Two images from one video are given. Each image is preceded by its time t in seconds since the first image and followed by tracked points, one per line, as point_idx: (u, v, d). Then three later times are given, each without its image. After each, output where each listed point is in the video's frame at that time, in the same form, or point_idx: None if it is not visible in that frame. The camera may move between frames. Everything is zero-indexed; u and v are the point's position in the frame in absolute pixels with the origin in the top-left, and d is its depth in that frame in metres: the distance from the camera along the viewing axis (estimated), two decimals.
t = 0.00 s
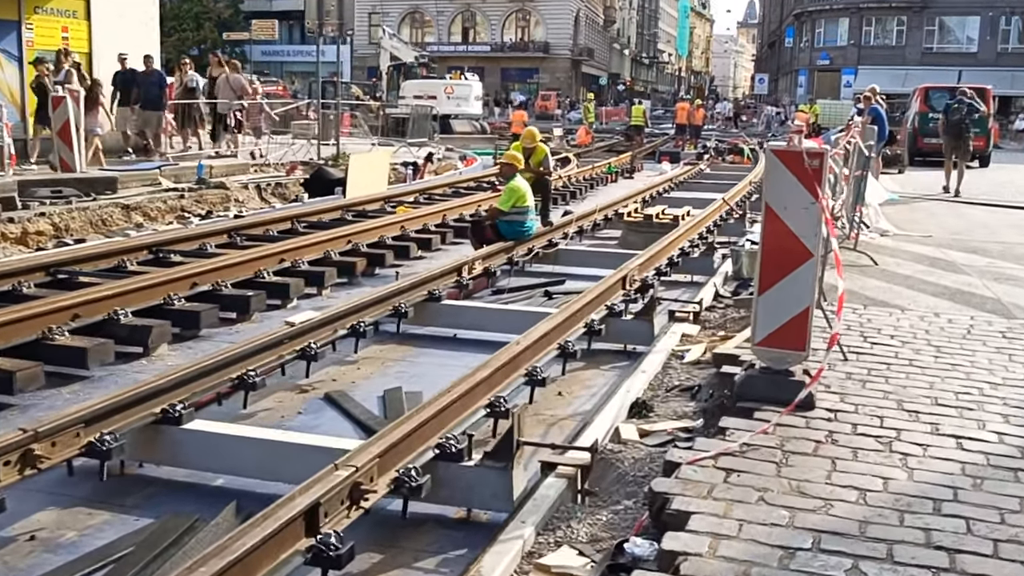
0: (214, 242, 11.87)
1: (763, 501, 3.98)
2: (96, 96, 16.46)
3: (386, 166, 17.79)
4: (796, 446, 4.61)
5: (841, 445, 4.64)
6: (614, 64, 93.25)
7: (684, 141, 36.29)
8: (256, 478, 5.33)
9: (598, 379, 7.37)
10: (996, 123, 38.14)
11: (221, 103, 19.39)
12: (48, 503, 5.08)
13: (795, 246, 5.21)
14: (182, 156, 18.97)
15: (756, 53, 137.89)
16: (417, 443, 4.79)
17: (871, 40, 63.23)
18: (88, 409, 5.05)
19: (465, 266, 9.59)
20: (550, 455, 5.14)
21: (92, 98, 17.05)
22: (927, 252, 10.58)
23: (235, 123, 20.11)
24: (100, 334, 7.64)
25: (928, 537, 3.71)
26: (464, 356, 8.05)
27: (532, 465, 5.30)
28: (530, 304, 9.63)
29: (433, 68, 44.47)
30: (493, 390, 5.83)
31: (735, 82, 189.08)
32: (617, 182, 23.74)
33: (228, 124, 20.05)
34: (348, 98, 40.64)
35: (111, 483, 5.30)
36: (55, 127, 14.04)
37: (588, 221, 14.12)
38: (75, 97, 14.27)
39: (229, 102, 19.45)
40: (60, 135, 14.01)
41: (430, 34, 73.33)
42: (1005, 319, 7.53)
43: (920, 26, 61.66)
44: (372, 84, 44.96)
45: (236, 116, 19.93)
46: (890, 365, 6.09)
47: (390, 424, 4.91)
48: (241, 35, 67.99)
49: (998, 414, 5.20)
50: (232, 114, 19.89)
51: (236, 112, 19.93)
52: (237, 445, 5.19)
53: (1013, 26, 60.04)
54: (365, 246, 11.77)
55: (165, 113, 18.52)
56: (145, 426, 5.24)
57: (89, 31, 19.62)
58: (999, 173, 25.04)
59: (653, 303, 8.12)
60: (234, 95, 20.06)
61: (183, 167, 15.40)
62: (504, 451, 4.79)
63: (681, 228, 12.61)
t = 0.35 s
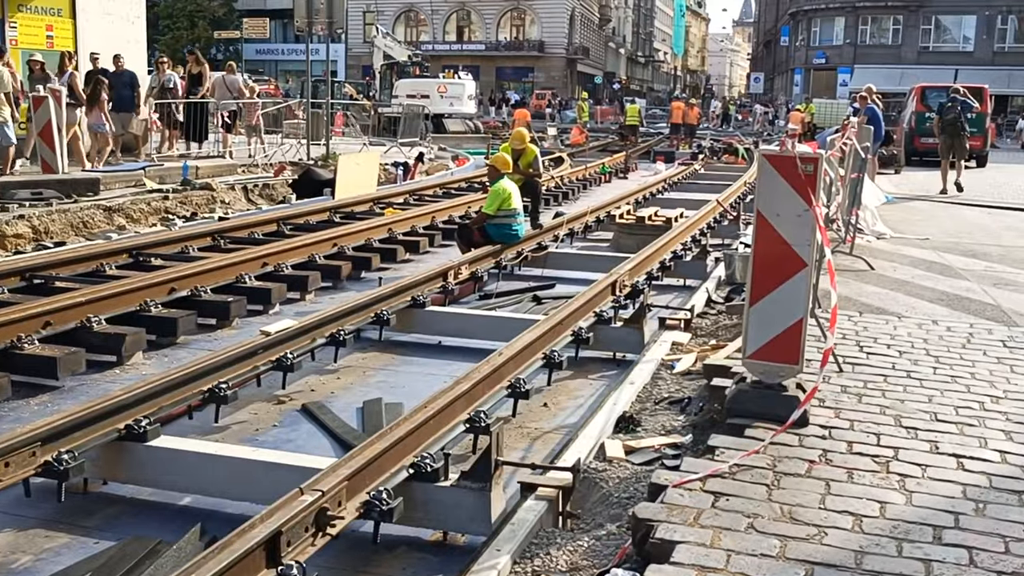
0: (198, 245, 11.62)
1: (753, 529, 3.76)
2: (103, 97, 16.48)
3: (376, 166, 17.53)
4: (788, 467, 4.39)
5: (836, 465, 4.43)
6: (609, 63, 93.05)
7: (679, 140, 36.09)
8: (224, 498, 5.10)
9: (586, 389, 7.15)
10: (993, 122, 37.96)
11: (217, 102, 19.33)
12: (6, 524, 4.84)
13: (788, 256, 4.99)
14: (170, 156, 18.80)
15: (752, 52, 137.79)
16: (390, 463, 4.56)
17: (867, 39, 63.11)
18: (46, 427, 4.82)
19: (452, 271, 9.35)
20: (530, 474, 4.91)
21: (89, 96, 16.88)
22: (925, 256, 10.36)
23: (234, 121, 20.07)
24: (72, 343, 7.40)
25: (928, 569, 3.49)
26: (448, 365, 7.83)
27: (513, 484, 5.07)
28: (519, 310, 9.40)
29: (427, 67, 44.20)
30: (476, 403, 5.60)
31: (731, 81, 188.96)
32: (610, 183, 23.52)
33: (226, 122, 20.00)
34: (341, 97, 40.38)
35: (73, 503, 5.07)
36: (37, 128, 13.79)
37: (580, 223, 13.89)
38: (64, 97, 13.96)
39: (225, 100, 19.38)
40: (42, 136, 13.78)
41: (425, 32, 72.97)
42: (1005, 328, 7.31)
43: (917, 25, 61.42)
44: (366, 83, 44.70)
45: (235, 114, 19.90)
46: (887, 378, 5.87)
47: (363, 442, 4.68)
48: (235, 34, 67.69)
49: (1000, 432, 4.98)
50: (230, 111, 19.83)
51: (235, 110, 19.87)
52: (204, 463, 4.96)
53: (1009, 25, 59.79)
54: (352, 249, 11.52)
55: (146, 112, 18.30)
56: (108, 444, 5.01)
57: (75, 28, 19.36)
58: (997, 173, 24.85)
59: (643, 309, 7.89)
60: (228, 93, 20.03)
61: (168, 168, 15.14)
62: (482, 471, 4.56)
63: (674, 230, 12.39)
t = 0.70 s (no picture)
0: (182, 247, 11.38)
1: (741, 556, 3.51)
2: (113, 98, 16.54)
3: (369, 166, 17.29)
4: (780, 486, 4.13)
5: (830, 483, 4.18)
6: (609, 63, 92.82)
7: (677, 140, 35.85)
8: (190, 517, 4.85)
9: (574, 398, 6.90)
10: (992, 122, 37.73)
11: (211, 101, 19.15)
12: None
13: (781, 261, 4.74)
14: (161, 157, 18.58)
15: (751, 51, 137.61)
16: (359, 483, 4.30)
17: (866, 38, 62.89)
18: None
19: (439, 274, 9.10)
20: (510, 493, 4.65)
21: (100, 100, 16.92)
22: (925, 258, 10.11)
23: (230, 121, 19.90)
24: (42, 350, 7.16)
25: None
26: (433, 372, 7.58)
27: (492, 502, 4.82)
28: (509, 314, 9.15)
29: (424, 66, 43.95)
30: (457, 415, 5.36)
31: (731, 80, 188.75)
32: (607, 183, 23.28)
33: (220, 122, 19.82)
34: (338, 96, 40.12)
35: (30, 524, 4.83)
36: (19, 127, 13.60)
37: (574, 224, 13.63)
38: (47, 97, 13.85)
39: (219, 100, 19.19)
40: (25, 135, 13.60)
41: (424, 31, 72.58)
42: (1008, 333, 7.06)
43: (915, 23, 61.15)
44: (363, 82, 44.45)
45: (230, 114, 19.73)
46: (884, 387, 5.62)
47: (332, 459, 4.43)
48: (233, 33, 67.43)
49: (1004, 446, 4.73)
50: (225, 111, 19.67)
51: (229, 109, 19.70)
52: (167, 481, 4.70)
53: (1009, 24, 59.38)
54: (339, 250, 11.28)
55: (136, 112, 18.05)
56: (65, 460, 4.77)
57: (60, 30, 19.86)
58: (997, 172, 24.61)
59: (634, 315, 7.64)
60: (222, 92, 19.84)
61: (155, 168, 14.90)
62: (457, 490, 4.30)
63: (669, 231, 12.13)
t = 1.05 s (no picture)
0: (167, 246, 11.15)
1: None
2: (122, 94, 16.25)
3: (361, 163, 17.05)
4: (775, 502, 3.91)
5: (828, 499, 3.96)
6: (608, 59, 92.48)
7: (675, 136, 35.58)
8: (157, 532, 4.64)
9: (563, 402, 6.68)
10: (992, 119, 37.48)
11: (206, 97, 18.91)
12: None
13: (777, 263, 4.51)
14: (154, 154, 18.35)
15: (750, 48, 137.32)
16: (331, 499, 4.08)
17: (865, 35, 62.60)
18: None
19: (428, 273, 8.87)
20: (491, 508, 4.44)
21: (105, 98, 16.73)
22: (925, 257, 9.89)
23: (225, 119, 19.68)
24: (15, 353, 6.93)
25: None
26: (418, 375, 7.36)
27: (473, 517, 4.61)
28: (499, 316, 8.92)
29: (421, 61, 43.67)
30: (440, 421, 5.14)
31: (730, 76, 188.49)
32: (604, 179, 23.03)
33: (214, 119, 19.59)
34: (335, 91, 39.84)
35: None
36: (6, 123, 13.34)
37: (568, 222, 13.40)
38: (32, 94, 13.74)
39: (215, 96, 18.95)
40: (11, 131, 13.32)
41: (422, 27, 71.85)
42: (1012, 335, 6.83)
43: (915, 20, 60.83)
44: (359, 78, 44.13)
45: (225, 112, 19.50)
46: (885, 394, 5.40)
47: (304, 472, 4.20)
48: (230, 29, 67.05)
49: (1011, 457, 4.50)
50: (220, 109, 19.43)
51: (225, 107, 19.46)
52: (131, 493, 4.48)
53: (1007, 19, 59.28)
54: (328, 249, 11.06)
55: (128, 106, 17.70)
56: (25, 472, 4.55)
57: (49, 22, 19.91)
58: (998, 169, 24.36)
59: (627, 316, 7.41)
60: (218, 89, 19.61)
61: (143, 164, 14.66)
62: (434, 506, 4.07)
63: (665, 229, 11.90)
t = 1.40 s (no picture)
0: (149, 249, 10.85)
1: None
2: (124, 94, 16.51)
3: (352, 163, 16.76)
4: (773, 534, 3.64)
5: (830, 530, 3.69)
6: (605, 56, 92.21)
7: (673, 135, 35.29)
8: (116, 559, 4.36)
9: (552, 415, 6.40)
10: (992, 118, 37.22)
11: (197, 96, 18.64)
12: None
13: (775, 274, 4.23)
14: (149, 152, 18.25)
15: (749, 46, 137.09)
16: (297, 528, 3.80)
17: (864, 32, 62.36)
18: None
19: (415, 279, 8.58)
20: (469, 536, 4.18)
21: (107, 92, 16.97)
22: (928, 261, 9.63)
23: (218, 117, 19.40)
24: None
25: None
26: (402, 385, 7.09)
27: (449, 547, 4.34)
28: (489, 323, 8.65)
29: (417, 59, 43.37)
30: (420, 438, 4.86)
31: (728, 74, 188.27)
32: (600, 179, 22.75)
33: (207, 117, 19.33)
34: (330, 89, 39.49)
35: None
36: None
37: (562, 224, 13.11)
38: (13, 91, 13.41)
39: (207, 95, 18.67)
40: None
41: (419, 25, 71.67)
42: (1021, 346, 6.57)
43: (914, 18, 60.52)
44: (355, 76, 43.80)
45: (218, 110, 19.26)
46: (889, 411, 5.15)
47: (269, 499, 3.92)
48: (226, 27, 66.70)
49: None
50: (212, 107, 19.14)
51: (217, 105, 19.22)
52: (87, 519, 4.20)
53: (1007, 17, 59.08)
54: (315, 252, 10.77)
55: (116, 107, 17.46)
56: None
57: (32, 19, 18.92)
58: (999, 168, 24.11)
59: (619, 325, 7.14)
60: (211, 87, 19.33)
61: (129, 165, 14.36)
62: (406, 536, 3.79)
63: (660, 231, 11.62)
